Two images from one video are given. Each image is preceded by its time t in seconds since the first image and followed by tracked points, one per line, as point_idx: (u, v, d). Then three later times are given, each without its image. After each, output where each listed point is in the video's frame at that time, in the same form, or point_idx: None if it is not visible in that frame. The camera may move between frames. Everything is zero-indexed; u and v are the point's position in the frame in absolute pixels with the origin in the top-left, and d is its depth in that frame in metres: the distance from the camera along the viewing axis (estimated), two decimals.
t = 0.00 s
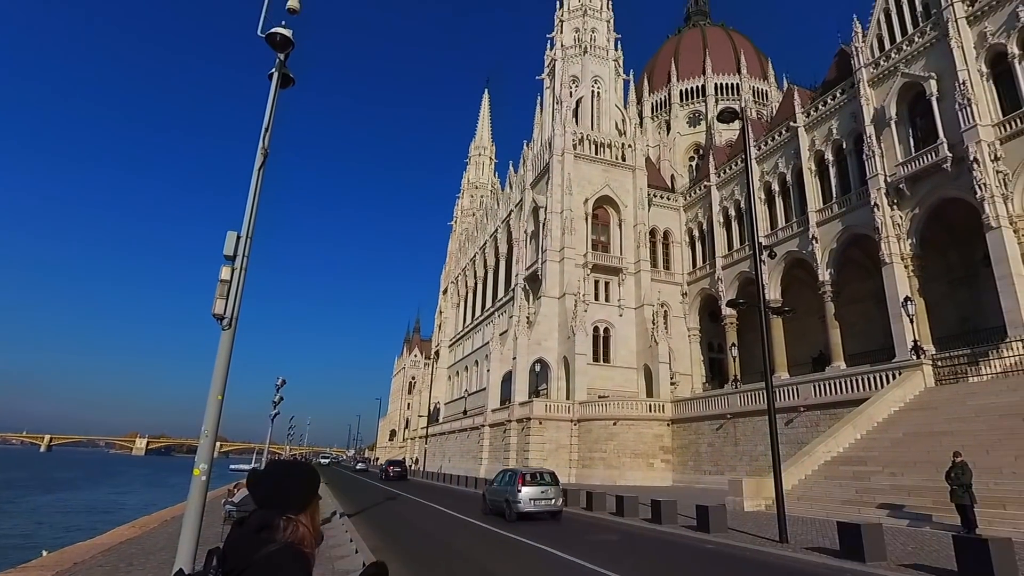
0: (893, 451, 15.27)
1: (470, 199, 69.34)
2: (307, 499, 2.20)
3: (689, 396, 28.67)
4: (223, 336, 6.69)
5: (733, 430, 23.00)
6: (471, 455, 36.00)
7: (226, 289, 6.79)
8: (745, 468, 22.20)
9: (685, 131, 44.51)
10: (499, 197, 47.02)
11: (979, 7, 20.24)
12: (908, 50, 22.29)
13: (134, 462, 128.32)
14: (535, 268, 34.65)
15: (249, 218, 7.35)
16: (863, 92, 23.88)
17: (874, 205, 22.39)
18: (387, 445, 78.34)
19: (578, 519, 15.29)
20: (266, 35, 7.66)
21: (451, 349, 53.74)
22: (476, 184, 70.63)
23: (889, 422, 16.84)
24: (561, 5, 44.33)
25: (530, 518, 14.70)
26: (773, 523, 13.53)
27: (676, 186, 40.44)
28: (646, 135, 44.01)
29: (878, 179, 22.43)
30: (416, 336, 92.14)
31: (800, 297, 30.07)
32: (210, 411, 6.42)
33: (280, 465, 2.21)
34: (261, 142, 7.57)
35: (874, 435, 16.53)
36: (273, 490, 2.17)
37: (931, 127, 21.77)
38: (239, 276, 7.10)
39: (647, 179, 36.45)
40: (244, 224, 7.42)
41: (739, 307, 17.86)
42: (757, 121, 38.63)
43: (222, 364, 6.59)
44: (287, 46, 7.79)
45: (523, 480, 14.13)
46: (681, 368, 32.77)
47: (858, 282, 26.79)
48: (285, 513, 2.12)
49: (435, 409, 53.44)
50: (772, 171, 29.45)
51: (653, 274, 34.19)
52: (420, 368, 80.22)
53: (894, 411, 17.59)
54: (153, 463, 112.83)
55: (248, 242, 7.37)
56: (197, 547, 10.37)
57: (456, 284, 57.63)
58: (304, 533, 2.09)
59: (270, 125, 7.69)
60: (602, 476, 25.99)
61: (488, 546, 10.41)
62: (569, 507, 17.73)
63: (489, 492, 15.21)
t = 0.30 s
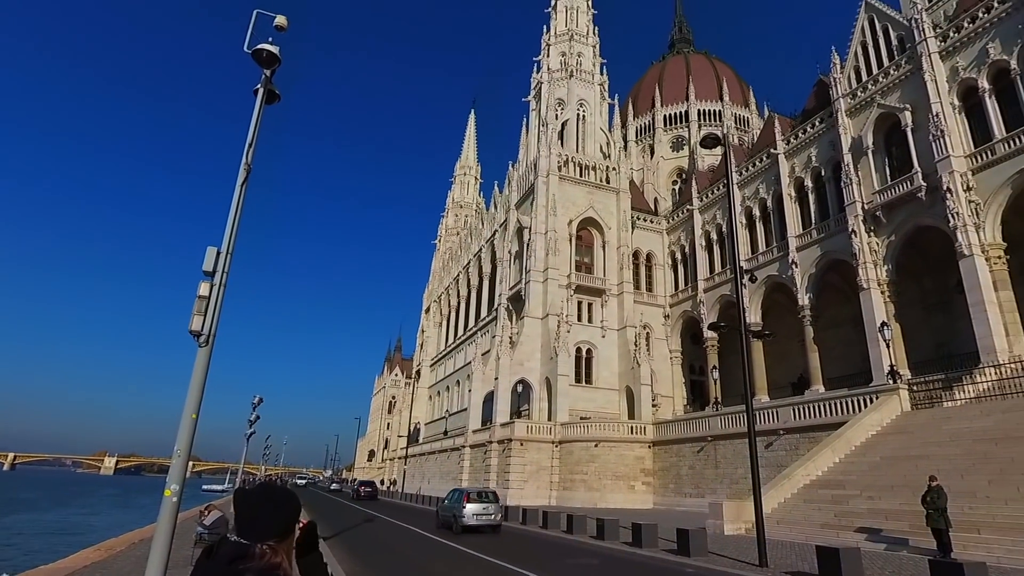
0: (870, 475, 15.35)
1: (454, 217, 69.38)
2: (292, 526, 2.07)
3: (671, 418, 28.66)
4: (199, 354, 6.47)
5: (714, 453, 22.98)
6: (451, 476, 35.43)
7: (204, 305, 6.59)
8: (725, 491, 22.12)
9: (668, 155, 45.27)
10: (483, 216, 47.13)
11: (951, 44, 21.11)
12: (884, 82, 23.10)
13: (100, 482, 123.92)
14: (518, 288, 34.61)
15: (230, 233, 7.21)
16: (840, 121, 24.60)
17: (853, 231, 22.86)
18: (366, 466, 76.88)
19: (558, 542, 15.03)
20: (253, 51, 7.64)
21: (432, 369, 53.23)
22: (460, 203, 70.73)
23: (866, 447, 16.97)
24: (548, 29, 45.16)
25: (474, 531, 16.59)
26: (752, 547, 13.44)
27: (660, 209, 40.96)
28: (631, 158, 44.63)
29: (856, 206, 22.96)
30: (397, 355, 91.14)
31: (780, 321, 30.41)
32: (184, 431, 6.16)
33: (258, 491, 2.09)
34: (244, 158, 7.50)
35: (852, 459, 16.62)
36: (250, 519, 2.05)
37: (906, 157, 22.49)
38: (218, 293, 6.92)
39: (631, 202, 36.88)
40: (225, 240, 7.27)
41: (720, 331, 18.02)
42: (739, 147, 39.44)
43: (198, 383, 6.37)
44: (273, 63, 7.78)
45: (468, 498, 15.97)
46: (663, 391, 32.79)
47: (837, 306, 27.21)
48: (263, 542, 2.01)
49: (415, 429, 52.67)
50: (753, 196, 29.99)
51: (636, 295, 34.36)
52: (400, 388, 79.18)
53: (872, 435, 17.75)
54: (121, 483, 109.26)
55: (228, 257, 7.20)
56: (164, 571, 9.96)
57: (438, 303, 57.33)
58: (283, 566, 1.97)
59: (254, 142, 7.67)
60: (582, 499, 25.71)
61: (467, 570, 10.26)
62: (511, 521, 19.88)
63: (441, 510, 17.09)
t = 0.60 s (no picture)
0: (848, 498, 15.41)
1: (437, 235, 69.36)
2: (269, 550, 2.00)
3: (651, 440, 28.60)
4: (173, 370, 6.30)
5: (694, 475, 22.92)
6: (429, 497, 34.80)
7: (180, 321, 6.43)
8: (705, 513, 22.01)
9: (651, 178, 45.93)
10: (467, 235, 47.16)
11: (923, 76, 21.89)
12: (860, 112, 23.82)
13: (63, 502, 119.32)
14: (501, 307, 34.53)
15: (209, 248, 7.12)
16: (818, 148, 25.25)
17: (830, 256, 23.29)
18: (343, 485, 75.25)
19: (537, 565, 14.76)
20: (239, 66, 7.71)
21: (413, 387, 52.60)
22: (444, 221, 70.77)
23: (844, 469, 17.07)
24: (534, 52, 45.88)
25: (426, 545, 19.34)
26: (732, 570, 13.33)
27: (642, 231, 41.45)
28: (614, 180, 45.17)
29: (833, 231, 23.42)
30: (376, 373, 89.98)
31: (759, 343, 30.75)
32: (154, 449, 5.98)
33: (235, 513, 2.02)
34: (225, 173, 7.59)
35: (830, 481, 16.69)
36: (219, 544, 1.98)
37: (882, 184, 23.11)
38: (195, 308, 6.78)
39: (613, 223, 37.25)
40: (203, 254, 7.15)
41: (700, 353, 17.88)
42: (720, 172, 40.19)
43: (171, 400, 6.19)
44: (258, 78, 7.87)
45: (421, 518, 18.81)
46: (643, 412, 32.78)
47: (815, 329, 27.60)
48: (242, 567, 1.95)
49: (393, 449, 51.79)
50: (734, 220, 30.52)
51: (618, 316, 34.50)
52: (379, 406, 78.02)
53: (849, 458, 17.87)
54: (86, 502, 105.35)
55: (206, 272, 7.08)
56: None
57: (420, 321, 56.89)
58: None
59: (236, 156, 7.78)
60: (562, 521, 25.40)
61: None
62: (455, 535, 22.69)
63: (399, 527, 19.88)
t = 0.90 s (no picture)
0: (828, 521, 15.35)
1: (420, 252, 69.11)
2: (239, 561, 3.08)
3: (633, 460, 28.41)
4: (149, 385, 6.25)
5: (675, 496, 22.75)
6: (407, 517, 34.06)
7: (158, 334, 6.39)
8: (685, 535, 21.80)
9: (634, 199, 46.41)
10: (451, 252, 47.04)
11: (900, 105, 22.52)
12: (839, 138, 24.40)
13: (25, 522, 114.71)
14: (483, 325, 34.29)
15: (189, 264, 7.13)
16: (799, 173, 25.75)
17: (811, 279, 23.60)
18: (319, 505, 73.49)
19: None
20: (224, 81, 7.85)
21: (393, 405, 51.80)
22: (427, 238, 70.60)
23: (823, 492, 17.06)
24: (520, 73, 46.41)
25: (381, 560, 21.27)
26: None
27: (625, 251, 41.73)
28: (598, 200, 45.56)
29: (813, 255, 23.77)
30: (356, 390, 88.62)
31: (740, 364, 30.92)
32: (126, 466, 5.88)
33: (207, 538, 3.06)
34: (209, 187, 7.77)
35: (810, 504, 16.65)
36: (197, 562, 2.96)
37: (860, 209, 23.57)
38: (173, 322, 6.74)
39: (597, 243, 37.45)
40: (183, 269, 7.13)
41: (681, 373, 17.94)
42: (703, 194, 40.75)
43: (146, 415, 6.12)
44: (244, 94, 8.01)
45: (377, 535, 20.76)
46: (624, 432, 32.61)
47: (795, 351, 27.85)
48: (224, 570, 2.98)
49: (371, 468, 50.77)
50: (715, 242, 30.88)
51: (600, 335, 34.48)
52: (358, 424, 76.71)
53: (829, 481, 17.89)
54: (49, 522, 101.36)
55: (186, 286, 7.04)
56: None
57: (402, 338, 56.32)
58: None
59: (220, 171, 7.95)
60: (542, 542, 24.98)
61: None
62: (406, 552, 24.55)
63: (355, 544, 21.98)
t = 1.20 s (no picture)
0: (809, 541, 15.30)
1: (405, 267, 68.86)
2: None
3: (616, 479, 28.25)
4: (126, 399, 6.06)
5: (657, 515, 22.59)
6: (387, 535, 33.43)
7: (136, 346, 6.23)
8: (667, 555, 21.60)
9: (619, 218, 46.82)
10: (436, 267, 46.91)
11: (881, 130, 23.10)
12: (821, 162, 24.92)
13: None
14: (467, 341, 34.08)
15: (170, 275, 6.99)
16: (782, 195, 26.19)
17: (793, 299, 23.88)
18: (298, 521, 71.91)
19: None
20: (211, 92, 7.80)
21: (374, 420, 51.09)
22: (412, 253, 70.42)
23: (804, 512, 17.06)
24: (508, 91, 46.84)
25: None
26: None
27: (610, 269, 41.95)
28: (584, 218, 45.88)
29: (795, 276, 24.09)
30: (337, 405, 87.54)
31: (723, 383, 31.07)
32: (102, 479, 5.68)
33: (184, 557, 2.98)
34: (193, 199, 7.66)
35: (791, 524, 16.61)
36: None
37: (841, 231, 23.99)
38: (153, 333, 6.58)
39: (582, 261, 37.62)
40: (165, 280, 6.97)
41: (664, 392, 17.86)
42: (687, 214, 41.24)
43: (121, 430, 5.94)
44: (231, 106, 7.96)
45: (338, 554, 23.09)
46: (607, 450, 32.44)
47: (777, 371, 28.07)
48: None
49: (350, 484, 49.85)
50: (699, 261, 31.19)
51: (585, 352, 34.46)
52: (339, 439, 75.51)
53: (809, 501, 17.90)
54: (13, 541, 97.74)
55: (167, 296, 6.88)
56: None
57: (385, 352, 55.77)
58: None
59: (204, 182, 7.85)
60: (523, 562, 24.62)
61: None
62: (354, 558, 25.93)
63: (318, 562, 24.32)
